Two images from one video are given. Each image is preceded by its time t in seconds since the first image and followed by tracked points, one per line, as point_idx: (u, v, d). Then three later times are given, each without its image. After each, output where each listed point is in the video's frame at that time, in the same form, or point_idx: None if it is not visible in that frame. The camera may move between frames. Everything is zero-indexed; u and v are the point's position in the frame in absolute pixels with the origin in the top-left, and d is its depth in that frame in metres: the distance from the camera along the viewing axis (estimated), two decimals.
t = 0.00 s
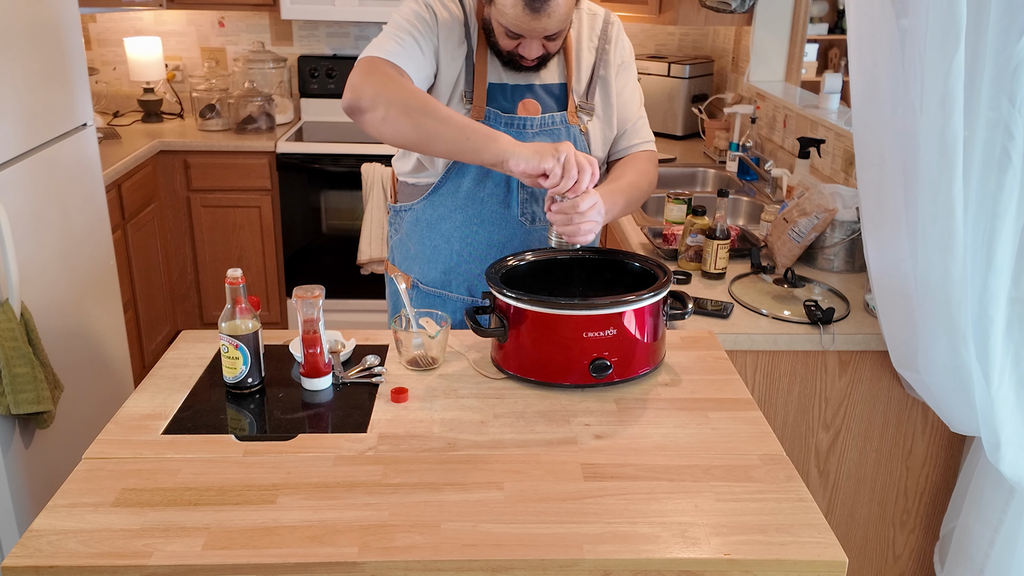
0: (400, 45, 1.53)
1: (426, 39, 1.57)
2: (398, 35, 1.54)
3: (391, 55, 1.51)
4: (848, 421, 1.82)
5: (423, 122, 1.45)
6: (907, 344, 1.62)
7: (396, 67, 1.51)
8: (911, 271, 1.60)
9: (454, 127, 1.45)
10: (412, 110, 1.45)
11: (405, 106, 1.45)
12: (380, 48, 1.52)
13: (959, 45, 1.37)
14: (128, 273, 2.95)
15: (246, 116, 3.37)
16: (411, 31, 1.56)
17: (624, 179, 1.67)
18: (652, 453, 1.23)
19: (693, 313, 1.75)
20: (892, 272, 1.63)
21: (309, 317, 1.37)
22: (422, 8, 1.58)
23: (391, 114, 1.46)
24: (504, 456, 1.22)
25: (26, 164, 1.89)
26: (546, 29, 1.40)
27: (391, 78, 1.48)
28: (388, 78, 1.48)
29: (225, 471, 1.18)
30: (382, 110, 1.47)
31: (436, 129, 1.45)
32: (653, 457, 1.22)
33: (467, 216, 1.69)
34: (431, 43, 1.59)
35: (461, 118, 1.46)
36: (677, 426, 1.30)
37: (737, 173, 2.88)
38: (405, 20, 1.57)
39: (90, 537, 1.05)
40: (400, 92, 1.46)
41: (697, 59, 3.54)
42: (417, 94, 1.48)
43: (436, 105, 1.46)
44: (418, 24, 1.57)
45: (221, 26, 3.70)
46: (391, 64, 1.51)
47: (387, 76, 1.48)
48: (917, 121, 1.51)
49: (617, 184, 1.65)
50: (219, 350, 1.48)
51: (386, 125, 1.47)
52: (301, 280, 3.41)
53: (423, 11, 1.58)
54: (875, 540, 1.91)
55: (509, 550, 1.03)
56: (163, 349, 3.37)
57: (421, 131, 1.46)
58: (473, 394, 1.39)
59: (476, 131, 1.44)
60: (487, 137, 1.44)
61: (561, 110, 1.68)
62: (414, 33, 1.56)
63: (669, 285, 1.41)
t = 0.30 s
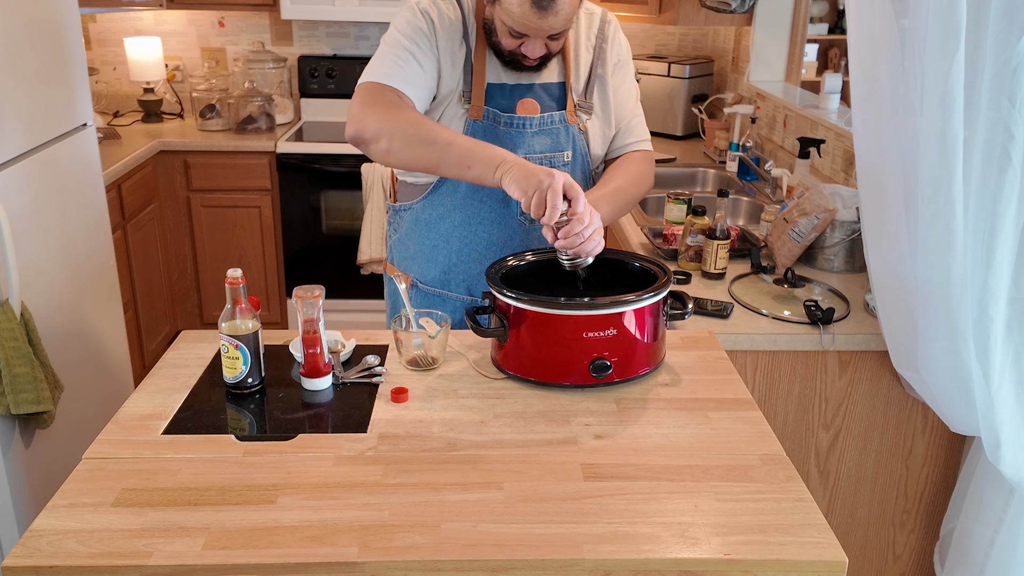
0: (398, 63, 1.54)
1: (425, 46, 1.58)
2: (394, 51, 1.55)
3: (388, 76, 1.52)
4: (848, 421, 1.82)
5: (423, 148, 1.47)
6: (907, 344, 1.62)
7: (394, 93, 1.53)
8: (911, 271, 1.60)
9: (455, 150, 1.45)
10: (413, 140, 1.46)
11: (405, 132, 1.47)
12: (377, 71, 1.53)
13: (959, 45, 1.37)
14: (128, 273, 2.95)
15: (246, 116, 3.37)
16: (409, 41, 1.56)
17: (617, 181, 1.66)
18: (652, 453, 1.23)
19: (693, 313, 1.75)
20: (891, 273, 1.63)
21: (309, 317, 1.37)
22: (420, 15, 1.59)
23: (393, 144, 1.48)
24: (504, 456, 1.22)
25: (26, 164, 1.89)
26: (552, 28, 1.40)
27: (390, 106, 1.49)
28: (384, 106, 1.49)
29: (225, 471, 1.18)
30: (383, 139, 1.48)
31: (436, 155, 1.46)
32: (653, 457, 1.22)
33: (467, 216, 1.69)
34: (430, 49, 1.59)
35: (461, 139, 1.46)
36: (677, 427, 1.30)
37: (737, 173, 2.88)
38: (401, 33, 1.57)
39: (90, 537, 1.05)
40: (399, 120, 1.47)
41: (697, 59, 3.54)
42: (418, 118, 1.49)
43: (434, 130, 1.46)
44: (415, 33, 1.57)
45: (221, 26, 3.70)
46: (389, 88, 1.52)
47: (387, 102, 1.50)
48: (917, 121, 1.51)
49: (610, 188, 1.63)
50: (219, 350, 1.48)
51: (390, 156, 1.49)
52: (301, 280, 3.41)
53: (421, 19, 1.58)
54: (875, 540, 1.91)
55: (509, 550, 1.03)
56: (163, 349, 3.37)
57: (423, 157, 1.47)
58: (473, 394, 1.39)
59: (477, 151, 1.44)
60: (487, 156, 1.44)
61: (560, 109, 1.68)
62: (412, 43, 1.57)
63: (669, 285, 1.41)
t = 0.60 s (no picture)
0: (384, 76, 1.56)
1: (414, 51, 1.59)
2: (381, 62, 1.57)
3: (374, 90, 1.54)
4: (847, 421, 1.82)
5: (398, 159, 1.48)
6: (907, 344, 1.62)
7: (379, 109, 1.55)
8: (911, 271, 1.60)
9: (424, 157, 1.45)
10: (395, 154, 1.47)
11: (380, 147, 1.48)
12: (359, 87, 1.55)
13: (959, 45, 1.37)
14: (128, 273, 2.95)
15: (246, 116, 3.37)
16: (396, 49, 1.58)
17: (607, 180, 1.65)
18: (652, 453, 1.23)
19: (693, 313, 1.75)
20: (892, 273, 1.63)
21: (309, 317, 1.37)
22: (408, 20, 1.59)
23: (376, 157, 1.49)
24: (504, 456, 1.22)
25: (26, 164, 1.89)
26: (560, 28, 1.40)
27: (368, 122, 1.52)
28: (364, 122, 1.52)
29: (225, 471, 1.18)
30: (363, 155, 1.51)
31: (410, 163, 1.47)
32: (653, 457, 1.22)
33: (462, 216, 1.69)
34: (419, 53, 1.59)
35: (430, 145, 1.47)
36: (677, 426, 1.30)
37: (737, 173, 2.88)
38: (387, 43, 1.58)
39: (90, 537, 1.05)
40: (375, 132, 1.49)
41: (697, 59, 3.54)
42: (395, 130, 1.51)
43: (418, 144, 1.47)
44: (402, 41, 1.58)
45: (221, 26, 3.70)
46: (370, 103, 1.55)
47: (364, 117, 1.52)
48: (917, 121, 1.51)
49: (600, 188, 1.62)
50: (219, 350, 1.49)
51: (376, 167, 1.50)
52: (301, 280, 3.41)
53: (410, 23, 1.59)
54: (875, 540, 1.91)
55: (509, 550, 1.03)
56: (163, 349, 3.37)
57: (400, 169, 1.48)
58: (473, 394, 1.39)
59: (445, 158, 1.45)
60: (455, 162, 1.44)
61: (554, 108, 1.68)
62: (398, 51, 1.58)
63: (669, 285, 1.41)
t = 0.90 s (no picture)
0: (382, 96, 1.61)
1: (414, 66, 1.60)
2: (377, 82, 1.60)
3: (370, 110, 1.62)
4: (848, 421, 1.82)
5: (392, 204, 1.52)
6: (907, 345, 1.62)
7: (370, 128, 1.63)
8: (912, 271, 1.60)
9: (403, 214, 1.49)
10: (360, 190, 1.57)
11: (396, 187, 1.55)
12: (352, 104, 1.61)
13: (959, 44, 1.37)
14: (128, 273, 2.95)
15: (246, 116, 3.37)
16: (389, 65, 1.60)
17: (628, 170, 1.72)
18: (652, 453, 1.23)
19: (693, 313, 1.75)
20: (892, 273, 1.63)
21: (309, 317, 1.37)
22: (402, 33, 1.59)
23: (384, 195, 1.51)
24: (504, 456, 1.22)
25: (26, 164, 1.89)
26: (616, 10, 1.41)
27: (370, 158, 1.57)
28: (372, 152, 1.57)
29: (225, 471, 1.18)
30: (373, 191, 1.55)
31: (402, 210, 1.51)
32: (653, 457, 1.22)
33: (497, 221, 1.69)
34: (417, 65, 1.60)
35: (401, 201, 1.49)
36: (677, 426, 1.30)
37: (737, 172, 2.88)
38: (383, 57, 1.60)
39: (90, 537, 1.04)
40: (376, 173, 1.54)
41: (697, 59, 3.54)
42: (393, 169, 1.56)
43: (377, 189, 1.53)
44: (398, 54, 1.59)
45: (221, 26, 3.70)
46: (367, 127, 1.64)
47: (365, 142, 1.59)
48: (917, 121, 1.51)
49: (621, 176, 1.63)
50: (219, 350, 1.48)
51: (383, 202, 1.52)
52: (301, 280, 3.41)
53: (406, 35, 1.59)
54: (875, 540, 1.91)
55: (509, 550, 1.03)
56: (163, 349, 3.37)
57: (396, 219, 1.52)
58: (473, 394, 1.39)
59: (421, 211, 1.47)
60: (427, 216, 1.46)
61: (569, 105, 1.68)
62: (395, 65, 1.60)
63: (669, 285, 1.41)
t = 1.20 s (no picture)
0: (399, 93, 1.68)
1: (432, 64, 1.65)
2: (396, 77, 1.68)
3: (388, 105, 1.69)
4: (847, 421, 1.82)
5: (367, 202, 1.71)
6: (907, 344, 1.62)
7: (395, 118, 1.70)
8: (912, 271, 1.60)
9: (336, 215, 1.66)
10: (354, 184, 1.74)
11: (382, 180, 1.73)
12: (373, 99, 1.70)
13: (959, 44, 1.37)
14: (128, 272, 2.95)
15: (246, 116, 3.37)
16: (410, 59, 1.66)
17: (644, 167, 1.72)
18: (652, 453, 1.23)
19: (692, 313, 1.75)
20: (892, 273, 1.63)
21: (309, 317, 1.37)
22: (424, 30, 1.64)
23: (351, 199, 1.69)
24: (503, 456, 1.22)
25: (26, 164, 1.89)
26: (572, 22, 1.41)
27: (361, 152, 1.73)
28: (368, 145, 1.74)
29: (225, 470, 1.18)
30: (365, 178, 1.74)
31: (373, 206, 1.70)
32: (653, 457, 1.22)
33: (506, 218, 1.68)
34: (435, 63, 1.65)
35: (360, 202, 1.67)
36: (677, 426, 1.30)
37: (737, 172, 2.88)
38: (405, 54, 1.67)
39: (90, 537, 1.04)
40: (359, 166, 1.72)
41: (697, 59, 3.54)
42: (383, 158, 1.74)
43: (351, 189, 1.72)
44: (419, 51, 1.65)
45: (221, 26, 3.70)
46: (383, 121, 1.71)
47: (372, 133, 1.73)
48: (917, 121, 1.50)
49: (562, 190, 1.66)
50: (219, 350, 1.48)
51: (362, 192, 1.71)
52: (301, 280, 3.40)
53: (427, 33, 1.64)
54: (875, 540, 1.91)
55: (509, 550, 1.03)
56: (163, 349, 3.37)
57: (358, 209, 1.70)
58: (473, 393, 1.39)
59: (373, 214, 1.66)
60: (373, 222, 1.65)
61: (590, 109, 1.67)
62: (415, 62, 1.66)
63: (669, 285, 1.41)
